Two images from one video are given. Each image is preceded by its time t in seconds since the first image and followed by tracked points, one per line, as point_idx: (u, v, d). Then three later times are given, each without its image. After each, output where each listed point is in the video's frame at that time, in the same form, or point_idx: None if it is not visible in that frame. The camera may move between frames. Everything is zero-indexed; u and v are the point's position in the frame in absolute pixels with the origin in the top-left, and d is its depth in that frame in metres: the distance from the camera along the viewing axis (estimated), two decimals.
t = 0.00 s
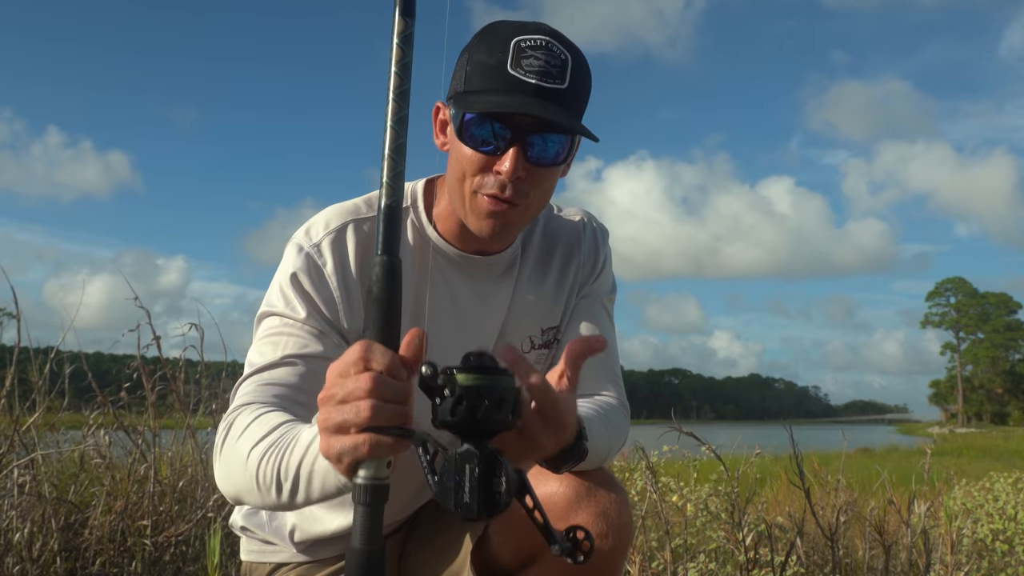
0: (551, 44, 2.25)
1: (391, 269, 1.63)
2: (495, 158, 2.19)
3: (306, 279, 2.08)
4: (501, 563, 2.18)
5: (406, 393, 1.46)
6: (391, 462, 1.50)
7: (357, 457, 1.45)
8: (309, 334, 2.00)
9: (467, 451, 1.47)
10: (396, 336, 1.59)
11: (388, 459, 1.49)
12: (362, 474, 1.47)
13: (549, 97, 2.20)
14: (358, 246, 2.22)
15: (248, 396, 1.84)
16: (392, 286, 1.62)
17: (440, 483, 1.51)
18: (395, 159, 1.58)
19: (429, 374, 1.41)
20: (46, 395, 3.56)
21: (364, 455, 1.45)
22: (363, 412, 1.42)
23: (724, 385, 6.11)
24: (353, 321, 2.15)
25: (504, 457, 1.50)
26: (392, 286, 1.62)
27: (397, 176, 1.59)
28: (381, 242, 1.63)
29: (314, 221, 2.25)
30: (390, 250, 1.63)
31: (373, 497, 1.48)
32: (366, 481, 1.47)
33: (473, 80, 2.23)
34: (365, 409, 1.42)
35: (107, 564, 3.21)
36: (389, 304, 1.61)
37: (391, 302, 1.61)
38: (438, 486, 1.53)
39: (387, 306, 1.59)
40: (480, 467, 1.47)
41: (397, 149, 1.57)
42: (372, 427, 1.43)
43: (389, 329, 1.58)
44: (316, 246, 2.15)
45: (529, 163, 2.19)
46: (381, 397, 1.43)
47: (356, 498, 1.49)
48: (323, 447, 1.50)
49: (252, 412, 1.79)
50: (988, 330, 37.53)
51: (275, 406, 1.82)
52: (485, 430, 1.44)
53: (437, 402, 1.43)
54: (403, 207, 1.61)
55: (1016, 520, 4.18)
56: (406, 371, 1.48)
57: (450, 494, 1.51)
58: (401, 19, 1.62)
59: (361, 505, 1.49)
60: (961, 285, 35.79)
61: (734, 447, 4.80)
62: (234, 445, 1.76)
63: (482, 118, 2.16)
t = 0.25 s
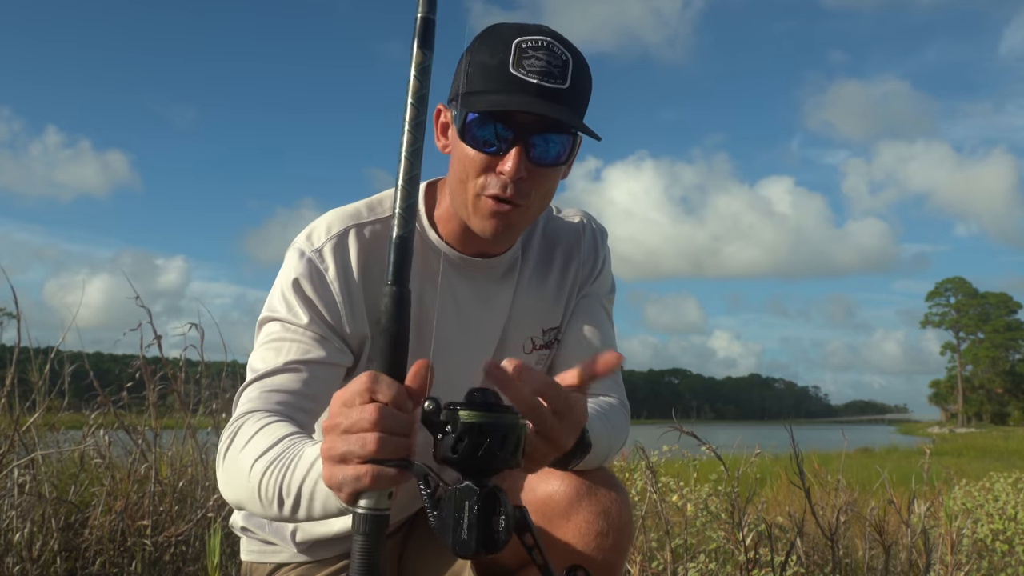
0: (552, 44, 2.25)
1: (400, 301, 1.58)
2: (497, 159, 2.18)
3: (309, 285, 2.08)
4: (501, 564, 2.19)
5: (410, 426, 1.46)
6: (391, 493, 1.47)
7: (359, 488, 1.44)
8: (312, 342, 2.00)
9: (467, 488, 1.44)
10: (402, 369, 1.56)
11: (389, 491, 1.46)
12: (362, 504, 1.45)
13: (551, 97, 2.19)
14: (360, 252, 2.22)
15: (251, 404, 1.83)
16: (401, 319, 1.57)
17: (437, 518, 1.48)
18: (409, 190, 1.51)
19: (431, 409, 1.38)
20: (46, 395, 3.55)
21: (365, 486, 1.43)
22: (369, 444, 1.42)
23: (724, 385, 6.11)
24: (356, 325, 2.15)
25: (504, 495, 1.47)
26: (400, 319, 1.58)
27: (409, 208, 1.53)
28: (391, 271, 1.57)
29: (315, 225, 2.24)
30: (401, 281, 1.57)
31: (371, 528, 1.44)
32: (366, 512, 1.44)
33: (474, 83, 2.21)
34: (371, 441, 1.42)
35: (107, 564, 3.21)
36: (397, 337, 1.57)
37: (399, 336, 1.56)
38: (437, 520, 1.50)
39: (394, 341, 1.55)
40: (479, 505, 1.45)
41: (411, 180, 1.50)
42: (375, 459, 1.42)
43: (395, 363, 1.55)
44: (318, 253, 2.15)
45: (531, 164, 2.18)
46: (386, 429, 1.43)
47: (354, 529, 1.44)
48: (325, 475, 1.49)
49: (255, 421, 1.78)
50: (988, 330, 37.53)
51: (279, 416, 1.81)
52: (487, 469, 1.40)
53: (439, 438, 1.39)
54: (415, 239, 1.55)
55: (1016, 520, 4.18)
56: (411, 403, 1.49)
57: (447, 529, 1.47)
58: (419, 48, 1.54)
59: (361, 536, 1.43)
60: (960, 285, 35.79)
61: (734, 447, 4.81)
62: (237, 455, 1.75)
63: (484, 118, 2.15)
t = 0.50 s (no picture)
0: (550, 40, 2.25)
1: (419, 317, 1.56)
2: (497, 154, 2.19)
3: (308, 283, 2.08)
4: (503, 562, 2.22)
5: (422, 448, 1.44)
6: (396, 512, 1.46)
7: (367, 506, 1.42)
8: (311, 340, 2.00)
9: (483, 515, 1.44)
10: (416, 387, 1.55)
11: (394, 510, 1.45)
12: (366, 520, 1.44)
13: (551, 91, 2.20)
14: (359, 248, 2.21)
15: (251, 401, 1.83)
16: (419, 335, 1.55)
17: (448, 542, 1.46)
18: (436, 209, 1.46)
19: (456, 438, 1.41)
20: (46, 395, 3.55)
21: (375, 504, 1.41)
22: (384, 466, 1.40)
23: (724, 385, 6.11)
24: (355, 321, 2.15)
25: (517, 522, 1.48)
26: (418, 336, 1.56)
27: (437, 225, 1.48)
28: (412, 287, 1.55)
29: (314, 224, 2.25)
30: (420, 298, 1.56)
31: (373, 543, 1.45)
32: (369, 528, 1.44)
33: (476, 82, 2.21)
34: (385, 463, 1.40)
35: (107, 564, 3.21)
36: (414, 354, 1.55)
37: (416, 353, 1.55)
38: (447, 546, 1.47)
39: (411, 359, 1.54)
40: (493, 533, 1.44)
41: (439, 200, 1.46)
42: (388, 480, 1.41)
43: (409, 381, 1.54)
44: (317, 250, 2.15)
45: (531, 157, 2.20)
46: (400, 451, 1.41)
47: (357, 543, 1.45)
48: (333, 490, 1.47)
49: (255, 421, 1.77)
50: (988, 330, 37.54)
51: (279, 417, 1.80)
52: (504, 496, 1.42)
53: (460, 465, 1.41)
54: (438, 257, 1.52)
55: (1016, 520, 4.18)
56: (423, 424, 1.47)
57: (458, 556, 1.47)
58: (457, 66, 1.48)
59: (361, 552, 1.44)
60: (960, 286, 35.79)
61: (734, 447, 4.81)
62: (237, 453, 1.74)
63: (484, 115, 2.19)
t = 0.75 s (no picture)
0: None
1: (434, 306, 1.57)
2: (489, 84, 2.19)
3: (300, 238, 2.06)
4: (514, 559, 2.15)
5: (436, 432, 1.43)
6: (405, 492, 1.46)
7: (381, 487, 1.41)
8: (302, 295, 1.98)
9: (494, 498, 1.46)
10: (428, 374, 1.55)
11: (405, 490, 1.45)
12: (377, 500, 1.44)
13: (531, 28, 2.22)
14: (348, 207, 2.21)
15: (244, 361, 1.79)
16: (433, 323, 1.56)
17: (458, 522, 1.49)
18: (455, 203, 1.49)
19: (475, 426, 1.41)
20: (46, 395, 3.55)
21: (389, 486, 1.41)
22: (402, 451, 1.38)
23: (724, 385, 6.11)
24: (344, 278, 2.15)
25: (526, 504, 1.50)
26: (432, 323, 1.57)
27: (454, 219, 1.51)
28: (427, 277, 1.57)
29: (301, 187, 2.23)
30: (436, 288, 1.57)
31: (384, 521, 1.45)
32: (379, 507, 1.44)
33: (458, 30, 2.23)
34: (403, 448, 1.39)
35: (107, 564, 3.21)
36: (427, 342, 1.56)
37: (429, 340, 1.56)
38: (456, 526, 1.50)
39: (423, 348, 1.54)
40: (504, 516, 1.46)
41: (459, 194, 1.48)
42: (405, 464, 1.40)
43: (422, 368, 1.54)
44: (307, 208, 2.13)
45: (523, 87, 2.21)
46: (416, 436, 1.39)
47: (367, 520, 1.46)
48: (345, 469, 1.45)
49: (254, 386, 1.73)
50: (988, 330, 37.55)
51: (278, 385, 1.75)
52: (516, 482, 1.45)
53: (475, 453, 1.42)
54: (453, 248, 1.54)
55: (1016, 519, 4.18)
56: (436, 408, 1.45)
57: (469, 536, 1.49)
58: (480, 62, 1.50)
59: (373, 529, 1.45)
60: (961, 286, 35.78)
61: (734, 447, 4.81)
62: (234, 416, 1.70)
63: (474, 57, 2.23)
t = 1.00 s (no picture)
0: None
1: (444, 280, 1.64)
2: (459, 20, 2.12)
3: (284, 185, 1.88)
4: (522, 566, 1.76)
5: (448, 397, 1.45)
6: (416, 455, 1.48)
7: (397, 451, 1.42)
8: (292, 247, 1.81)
9: (506, 457, 1.54)
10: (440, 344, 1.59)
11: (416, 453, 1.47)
12: (390, 462, 1.46)
13: None
14: (328, 155, 2.01)
15: (237, 317, 1.67)
16: (444, 297, 1.62)
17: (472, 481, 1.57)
18: (465, 181, 1.61)
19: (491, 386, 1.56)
20: (46, 395, 3.55)
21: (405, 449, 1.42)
22: (419, 415, 1.39)
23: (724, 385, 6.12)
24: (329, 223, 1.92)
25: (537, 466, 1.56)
26: (443, 296, 1.62)
27: (464, 197, 1.62)
28: (438, 252, 1.65)
29: (276, 146, 2.03)
30: (445, 261, 1.64)
31: (395, 483, 1.49)
32: (393, 469, 1.47)
33: None
34: (420, 412, 1.39)
35: (107, 564, 3.21)
36: (437, 313, 1.60)
37: (440, 311, 1.60)
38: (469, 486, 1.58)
39: (434, 315, 1.59)
40: (515, 473, 1.54)
41: (468, 169, 1.61)
42: (421, 427, 1.40)
43: (434, 335, 1.57)
44: (286, 158, 1.95)
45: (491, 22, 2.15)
46: (431, 401, 1.41)
47: (379, 481, 1.50)
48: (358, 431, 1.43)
49: (250, 344, 1.60)
50: (988, 330, 37.56)
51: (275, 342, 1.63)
52: (527, 439, 1.55)
53: (490, 413, 1.55)
54: (462, 223, 1.64)
55: (1016, 519, 4.18)
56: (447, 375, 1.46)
57: (482, 493, 1.57)
58: (486, 54, 1.67)
59: (385, 490, 1.50)
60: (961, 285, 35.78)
61: (734, 447, 4.81)
62: (231, 372, 1.58)
63: None
